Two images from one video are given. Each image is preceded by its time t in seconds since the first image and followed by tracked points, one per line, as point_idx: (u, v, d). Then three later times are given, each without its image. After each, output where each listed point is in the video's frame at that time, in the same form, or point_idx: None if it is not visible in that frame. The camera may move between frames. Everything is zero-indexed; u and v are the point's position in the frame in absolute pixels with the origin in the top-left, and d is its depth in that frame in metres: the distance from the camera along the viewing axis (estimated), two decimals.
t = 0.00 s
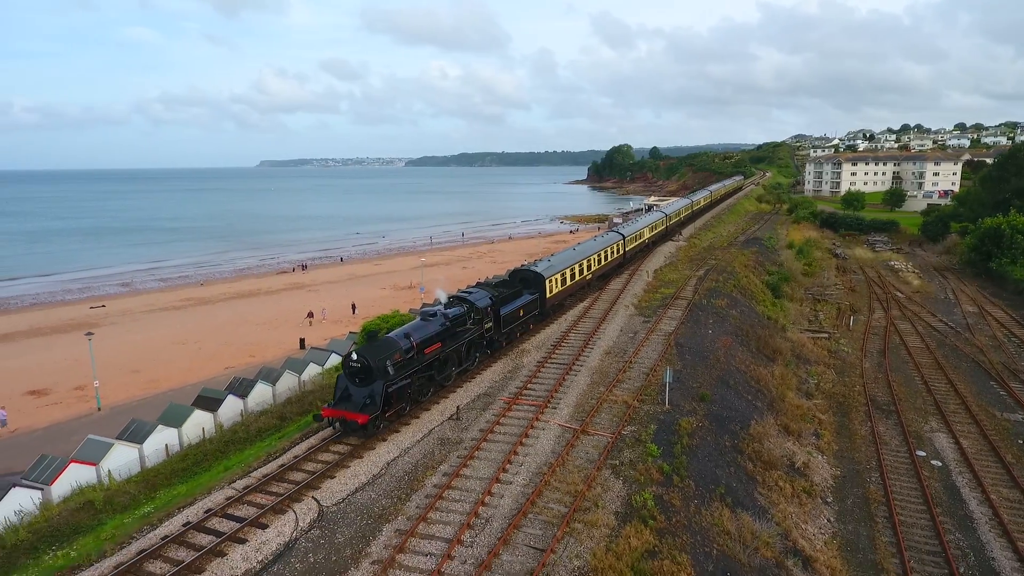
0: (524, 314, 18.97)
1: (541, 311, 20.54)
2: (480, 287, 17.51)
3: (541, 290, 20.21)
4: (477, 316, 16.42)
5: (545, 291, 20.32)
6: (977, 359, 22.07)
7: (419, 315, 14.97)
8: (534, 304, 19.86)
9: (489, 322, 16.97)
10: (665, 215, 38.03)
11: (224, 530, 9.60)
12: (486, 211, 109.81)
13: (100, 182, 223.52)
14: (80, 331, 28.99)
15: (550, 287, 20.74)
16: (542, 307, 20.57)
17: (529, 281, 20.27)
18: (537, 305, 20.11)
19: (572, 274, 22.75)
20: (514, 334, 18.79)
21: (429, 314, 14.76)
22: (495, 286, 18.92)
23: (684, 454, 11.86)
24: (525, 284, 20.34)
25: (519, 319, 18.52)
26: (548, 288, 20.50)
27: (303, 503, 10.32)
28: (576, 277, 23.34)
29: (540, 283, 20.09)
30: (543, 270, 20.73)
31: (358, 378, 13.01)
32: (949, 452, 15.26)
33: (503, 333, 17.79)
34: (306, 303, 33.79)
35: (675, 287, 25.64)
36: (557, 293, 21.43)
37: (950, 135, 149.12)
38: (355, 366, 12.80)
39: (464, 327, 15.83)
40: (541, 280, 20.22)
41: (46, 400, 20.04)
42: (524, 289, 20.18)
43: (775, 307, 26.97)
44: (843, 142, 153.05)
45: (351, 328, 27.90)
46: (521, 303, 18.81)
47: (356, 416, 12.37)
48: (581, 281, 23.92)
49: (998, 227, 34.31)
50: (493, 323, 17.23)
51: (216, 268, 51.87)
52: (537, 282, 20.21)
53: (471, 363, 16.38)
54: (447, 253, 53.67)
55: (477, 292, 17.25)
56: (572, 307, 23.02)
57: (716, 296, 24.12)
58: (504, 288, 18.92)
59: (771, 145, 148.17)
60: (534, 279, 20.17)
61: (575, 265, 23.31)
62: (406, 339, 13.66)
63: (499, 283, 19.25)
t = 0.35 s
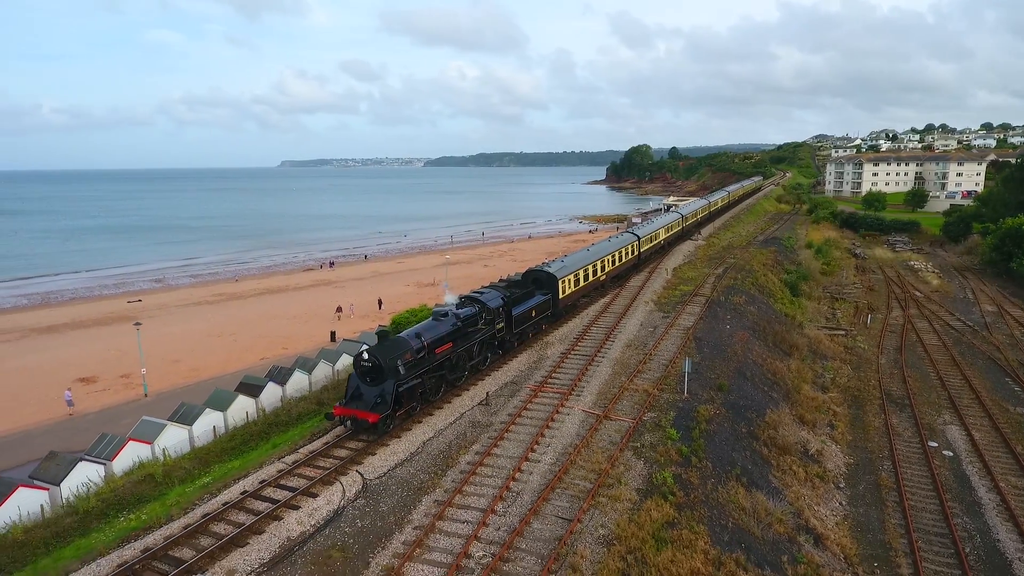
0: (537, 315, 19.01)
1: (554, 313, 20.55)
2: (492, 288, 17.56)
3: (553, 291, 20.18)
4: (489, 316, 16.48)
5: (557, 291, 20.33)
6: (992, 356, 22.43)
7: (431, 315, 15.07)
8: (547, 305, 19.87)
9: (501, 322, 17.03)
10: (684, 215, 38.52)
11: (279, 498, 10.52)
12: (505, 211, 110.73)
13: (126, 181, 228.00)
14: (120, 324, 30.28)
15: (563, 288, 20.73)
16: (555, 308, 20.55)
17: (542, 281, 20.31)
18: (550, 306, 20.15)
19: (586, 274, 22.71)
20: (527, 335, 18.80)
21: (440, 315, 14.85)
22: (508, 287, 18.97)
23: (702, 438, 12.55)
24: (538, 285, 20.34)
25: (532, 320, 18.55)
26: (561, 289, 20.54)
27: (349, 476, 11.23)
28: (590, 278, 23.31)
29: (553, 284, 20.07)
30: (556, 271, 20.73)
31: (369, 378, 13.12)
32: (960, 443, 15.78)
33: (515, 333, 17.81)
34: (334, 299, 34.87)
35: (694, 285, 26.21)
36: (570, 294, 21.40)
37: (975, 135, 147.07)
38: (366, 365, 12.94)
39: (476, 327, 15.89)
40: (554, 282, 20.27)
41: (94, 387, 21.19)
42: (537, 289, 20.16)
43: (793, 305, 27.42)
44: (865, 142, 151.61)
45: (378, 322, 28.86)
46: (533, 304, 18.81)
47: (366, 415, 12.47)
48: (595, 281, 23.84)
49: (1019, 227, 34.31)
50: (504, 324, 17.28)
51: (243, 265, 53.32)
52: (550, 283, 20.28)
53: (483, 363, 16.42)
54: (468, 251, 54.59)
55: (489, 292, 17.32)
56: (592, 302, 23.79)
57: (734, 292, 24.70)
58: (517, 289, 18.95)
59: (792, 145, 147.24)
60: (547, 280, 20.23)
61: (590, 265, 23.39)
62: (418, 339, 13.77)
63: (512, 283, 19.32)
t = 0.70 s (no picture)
0: (553, 315, 19.04)
1: (570, 313, 20.52)
2: (507, 288, 17.58)
3: (569, 291, 20.11)
4: (504, 316, 16.48)
5: (574, 291, 20.21)
6: (1014, 355, 22.64)
7: (445, 315, 15.16)
8: (564, 305, 19.85)
9: (516, 322, 17.06)
10: (705, 215, 38.95)
11: (329, 471, 11.44)
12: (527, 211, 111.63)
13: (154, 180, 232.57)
14: (162, 317, 31.68)
15: (579, 288, 20.64)
16: (571, 308, 20.49)
17: (558, 281, 20.19)
18: (566, 306, 20.09)
19: (603, 274, 22.67)
20: (543, 335, 18.82)
21: (455, 314, 14.93)
22: (523, 286, 18.95)
23: (724, 424, 13.19)
24: (555, 286, 20.25)
25: (547, 320, 18.58)
26: (577, 289, 20.41)
27: (392, 453, 12.12)
28: (607, 278, 23.21)
29: (568, 283, 19.99)
30: (573, 271, 20.66)
31: (383, 376, 13.23)
32: (978, 437, 16.19)
33: (530, 333, 17.81)
34: (364, 295, 36.01)
35: (716, 282, 26.75)
36: (586, 295, 21.25)
37: (1006, 135, 144.25)
38: (380, 364, 13.06)
39: (490, 327, 15.92)
40: (570, 282, 20.16)
41: (144, 374, 22.44)
42: (553, 290, 20.10)
43: (815, 303, 27.76)
44: (893, 142, 149.48)
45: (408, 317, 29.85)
46: (549, 304, 18.78)
47: (381, 413, 12.62)
48: (611, 282, 23.73)
49: None
50: (519, 323, 17.29)
51: (274, 262, 54.87)
52: (566, 283, 20.14)
53: (498, 362, 16.48)
54: (492, 250, 55.53)
55: (505, 292, 17.31)
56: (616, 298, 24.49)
57: (756, 290, 25.18)
58: (533, 288, 18.92)
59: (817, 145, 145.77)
60: (562, 280, 20.10)
61: (608, 266, 23.33)
62: (432, 339, 13.86)
63: (528, 283, 19.31)
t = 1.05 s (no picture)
0: (565, 315, 19.13)
1: (583, 313, 20.60)
2: (520, 288, 17.69)
3: (582, 290, 20.20)
4: (516, 316, 16.56)
5: (586, 292, 20.27)
6: None
7: (457, 315, 15.28)
8: (576, 306, 19.93)
9: (529, 322, 17.14)
10: (724, 215, 39.43)
11: (372, 449, 12.33)
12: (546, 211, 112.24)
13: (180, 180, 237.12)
14: (196, 310, 32.93)
15: (592, 288, 20.74)
16: (584, 309, 20.55)
17: (571, 281, 20.27)
18: (578, 306, 20.19)
19: (617, 275, 22.85)
20: (555, 335, 18.91)
21: (467, 314, 15.03)
22: (536, 286, 19.04)
23: (742, 412, 13.84)
24: (567, 286, 20.32)
25: (559, 320, 18.67)
26: (590, 289, 20.48)
27: (429, 434, 13.00)
28: (620, 279, 23.28)
29: (582, 284, 20.06)
30: (586, 271, 20.79)
31: (395, 375, 13.36)
32: (991, 429, 16.64)
33: (542, 333, 17.88)
34: (390, 291, 36.97)
35: (736, 280, 27.24)
36: (599, 296, 21.35)
37: None
38: (392, 363, 13.20)
39: (502, 327, 16.01)
40: (582, 283, 20.22)
41: (184, 364, 23.53)
42: (566, 290, 20.20)
43: (833, 301, 28.17)
44: (917, 142, 147.67)
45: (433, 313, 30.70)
46: (561, 304, 18.85)
47: (391, 412, 12.74)
48: (624, 283, 23.80)
49: None
50: (531, 324, 17.37)
51: (300, 260, 56.20)
52: (579, 283, 20.23)
53: (510, 362, 16.57)
54: (512, 248, 56.34)
55: (517, 292, 17.39)
56: (636, 295, 25.18)
57: (775, 288, 25.68)
58: (545, 289, 19.00)
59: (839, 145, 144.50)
60: (575, 280, 20.18)
61: (622, 266, 23.47)
62: (444, 338, 13.97)
63: (541, 283, 19.38)
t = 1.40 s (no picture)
0: (575, 314, 19.27)
1: (594, 313, 20.74)
2: (530, 287, 17.81)
3: (593, 290, 20.33)
4: (526, 316, 16.70)
5: (597, 292, 20.40)
6: None
7: (467, 314, 15.44)
8: (587, 305, 20.08)
9: (538, 322, 17.28)
10: (740, 215, 39.97)
11: (409, 430, 13.25)
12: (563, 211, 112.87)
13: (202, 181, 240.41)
14: (228, 305, 34.15)
15: (603, 289, 20.86)
16: (595, 309, 20.68)
17: (582, 282, 20.40)
18: (589, 306, 20.31)
19: (628, 275, 22.90)
20: (566, 334, 19.06)
21: (477, 313, 15.18)
22: (546, 286, 19.19)
23: (757, 401, 14.52)
24: (578, 286, 20.45)
25: (569, 319, 18.79)
26: (601, 289, 20.60)
27: (462, 416, 13.89)
28: (632, 279, 23.38)
29: (593, 284, 20.22)
30: (596, 272, 20.87)
31: (405, 373, 13.55)
32: (1002, 421, 17.17)
33: (552, 333, 18.00)
34: (413, 288, 38.01)
35: (753, 278, 27.81)
36: (610, 296, 21.44)
37: None
38: (402, 361, 13.39)
39: (512, 326, 16.16)
40: (593, 282, 20.35)
41: (221, 355, 24.67)
42: (577, 290, 20.35)
43: (850, 299, 28.64)
44: (939, 142, 146.11)
45: (456, 309, 31.60)
46: (571, 305, 18.97)
47: (401, 409, 12.90)
48: (637, 284, 23.90)
49: None
50: (541, 323, 17.51)
51: (323, 258, 57.48)
52: (589, 283, 20.36)
53: (519, 361, 16.71)
54: (531, 247, 57.15)
55: (526, 291, 17.52)
56: (655, 291, 25.94)
57: (792, 285, 26.22)
58: (556, 289, 19.15)
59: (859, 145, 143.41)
60: (586, 281, 20.32)
61: (633, 267, 23.51)
62: (453, 337, 14.12)
63: (551, 283, 19.53)
